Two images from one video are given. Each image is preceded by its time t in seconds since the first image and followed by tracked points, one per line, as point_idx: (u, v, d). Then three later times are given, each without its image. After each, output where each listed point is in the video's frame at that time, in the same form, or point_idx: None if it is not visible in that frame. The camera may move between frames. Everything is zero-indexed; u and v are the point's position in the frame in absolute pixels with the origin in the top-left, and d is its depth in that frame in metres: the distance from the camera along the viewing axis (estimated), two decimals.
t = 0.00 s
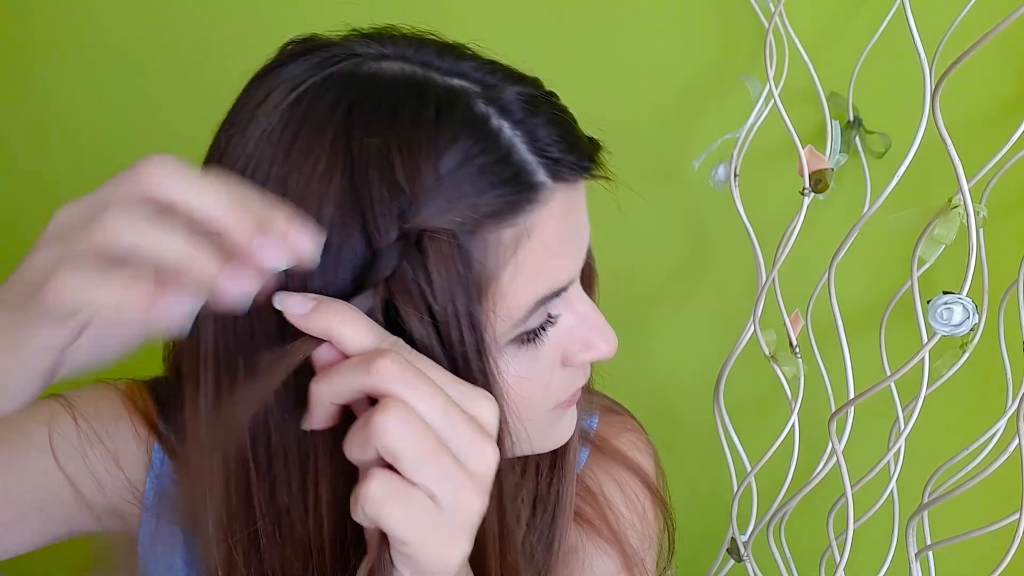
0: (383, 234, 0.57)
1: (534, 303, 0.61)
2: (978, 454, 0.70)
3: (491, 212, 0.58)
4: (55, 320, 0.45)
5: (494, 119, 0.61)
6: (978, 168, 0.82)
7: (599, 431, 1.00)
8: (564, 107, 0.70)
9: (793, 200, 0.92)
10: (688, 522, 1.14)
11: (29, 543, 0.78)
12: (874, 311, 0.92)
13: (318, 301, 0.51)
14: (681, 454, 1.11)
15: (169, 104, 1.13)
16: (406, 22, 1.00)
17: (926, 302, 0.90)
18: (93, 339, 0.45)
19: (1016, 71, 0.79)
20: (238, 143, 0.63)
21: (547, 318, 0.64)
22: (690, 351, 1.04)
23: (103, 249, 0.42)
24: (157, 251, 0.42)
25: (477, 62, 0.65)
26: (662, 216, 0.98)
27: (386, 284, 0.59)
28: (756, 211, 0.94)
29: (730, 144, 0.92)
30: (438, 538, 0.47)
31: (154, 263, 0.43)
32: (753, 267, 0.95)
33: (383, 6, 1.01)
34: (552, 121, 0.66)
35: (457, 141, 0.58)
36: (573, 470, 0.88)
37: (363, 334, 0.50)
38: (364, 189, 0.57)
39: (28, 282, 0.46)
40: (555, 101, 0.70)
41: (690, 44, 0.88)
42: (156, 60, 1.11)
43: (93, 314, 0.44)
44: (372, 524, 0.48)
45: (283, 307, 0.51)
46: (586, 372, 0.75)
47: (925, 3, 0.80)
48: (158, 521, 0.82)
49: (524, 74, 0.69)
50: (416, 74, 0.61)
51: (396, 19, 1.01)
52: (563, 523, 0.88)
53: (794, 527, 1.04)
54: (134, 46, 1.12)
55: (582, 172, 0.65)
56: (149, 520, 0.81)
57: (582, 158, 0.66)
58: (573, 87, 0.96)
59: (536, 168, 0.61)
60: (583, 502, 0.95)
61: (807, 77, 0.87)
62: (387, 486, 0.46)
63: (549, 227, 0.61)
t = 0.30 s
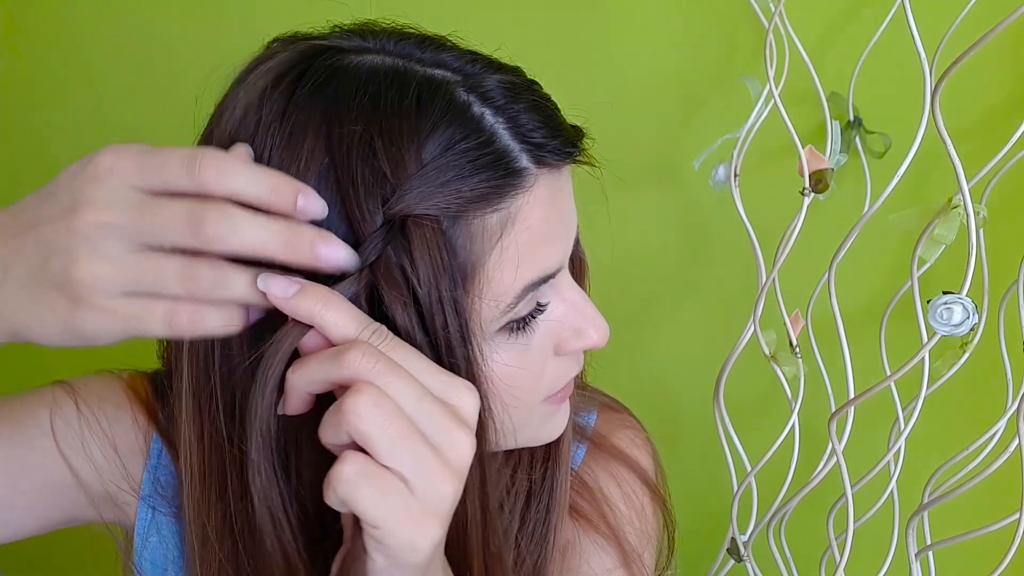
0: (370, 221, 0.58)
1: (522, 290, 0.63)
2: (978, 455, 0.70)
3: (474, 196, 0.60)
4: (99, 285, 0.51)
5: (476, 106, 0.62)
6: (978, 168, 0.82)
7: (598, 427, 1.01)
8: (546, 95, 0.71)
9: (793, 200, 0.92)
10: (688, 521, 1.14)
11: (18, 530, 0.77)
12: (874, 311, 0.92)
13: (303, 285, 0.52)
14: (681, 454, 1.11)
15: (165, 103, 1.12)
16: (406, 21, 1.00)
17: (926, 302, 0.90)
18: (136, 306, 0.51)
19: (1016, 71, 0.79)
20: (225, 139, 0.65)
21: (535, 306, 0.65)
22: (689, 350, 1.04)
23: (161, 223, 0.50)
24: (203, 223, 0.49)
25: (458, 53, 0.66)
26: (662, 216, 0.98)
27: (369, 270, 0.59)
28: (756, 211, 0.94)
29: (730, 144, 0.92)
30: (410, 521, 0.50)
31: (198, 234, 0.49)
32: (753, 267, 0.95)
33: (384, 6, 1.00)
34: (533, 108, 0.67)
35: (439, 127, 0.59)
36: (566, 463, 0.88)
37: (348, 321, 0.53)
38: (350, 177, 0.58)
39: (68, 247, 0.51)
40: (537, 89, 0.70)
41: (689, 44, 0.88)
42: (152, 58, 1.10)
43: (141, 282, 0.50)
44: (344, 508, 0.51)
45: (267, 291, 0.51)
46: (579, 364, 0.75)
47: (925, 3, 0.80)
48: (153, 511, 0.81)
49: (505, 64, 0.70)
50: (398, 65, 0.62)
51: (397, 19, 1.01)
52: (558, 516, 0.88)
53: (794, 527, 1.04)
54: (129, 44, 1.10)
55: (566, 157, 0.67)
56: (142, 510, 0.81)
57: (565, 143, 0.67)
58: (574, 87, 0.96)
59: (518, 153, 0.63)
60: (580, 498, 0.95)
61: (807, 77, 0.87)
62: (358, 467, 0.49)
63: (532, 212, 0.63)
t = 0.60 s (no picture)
0: (364, 215, 0.59)
1: (515, 286, 0.63)
2: (979, 455, 0.70)
3: (467, 190, 0.60)
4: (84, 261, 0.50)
5: (468, 102, 0.62)
6: (979, 168, 0.82)
7: (598, 425, 1.01)
8: (540, 89, 0.70)
9: (793, 200, 0.92)
10: (688, 521, 1.14)
11: (18, 527, 0.77)
12: (874, 311, 0.92)
13: (300, 279, 0.52)
14: (681, 453, 1.11)
15: (164, 102, 1.11)
16: (406, 21, 1.00)
17: (927, 301, 0.90)
18: (123, 283, 0.52)
19: (1016, 71, 0.79)
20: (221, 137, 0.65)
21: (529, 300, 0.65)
22: (689, 350, 1.04)
23: (157, 204, 0.50)
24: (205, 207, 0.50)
25: (450, 49, 0.66)
26: (662, 216, 0.98)
27: (363, 267, 0.60)
28: (756, 211, 0.94)
29: (730, 144, 0.92)
30: (403, 513, 0.50)
31: (197, 218, 0.50)
32: (753, 267, 0.95)
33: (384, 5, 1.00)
34: (527, 102, 0.67)
35: (430, 123, 0.59)
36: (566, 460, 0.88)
37: (344, 313, 0.53)
38: (343, 173, 0.58)
39: (51, 220, 0.50)
40: (531, 84, 0.70)
41: (689, 44, 0.89)
42: (152, 57, 1.10)
43: (128, 259, 0.51)
44: (338, 500, 0.51)
45: (264, 283, 0.52)
46: (576, 358, 0.74)
47: (925, 3, 0.80)
48: (152, 509, 0.81)
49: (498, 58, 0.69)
50: (390, 62, 0.62)
51: (397, 18, 1.01)
52: (557, 512, 0.88)
53: (794, 527, 1.04)
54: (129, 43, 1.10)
55: (559, 152, 0.67)
56: (142, 508, 0.81)
57: (559, 138, 0.67)
58: (574, 86, 0.96)
59: (511, 148, 0.63)
60: (581, 495, 0.96)
61: (807, 77, 0.87)
62: (350, 460, 0.49)
63: (524, 207, 0.63)
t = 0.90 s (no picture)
0: (358, 213, 0.59)
1: (506, 282, 0.63)
2: (979, 455, 0.70)
3: (456, 186, 0.60)
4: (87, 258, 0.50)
5: (458, 97, 0.62)
6: (978, 168, 0.82)
7: (598, 425, 1.01)
8: (532, 85, 0.70)
9: (793, 200, 0.92)
10: (687, 521, 1.14)
11: (18, 527, 0.77)
12: (874, 311, 0.92)
13: (301, 280, 0.53)
14: (681, 453, 1.11)
15: (164, 103, 1.11)
16: (406, 21, 1.00)
17: (927, 301, 0.90)
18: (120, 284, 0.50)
19: (1016, 71, 0.79)
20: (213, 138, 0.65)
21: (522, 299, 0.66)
22: (689, 350, 1.04)
23: (168, 204, 0.49)
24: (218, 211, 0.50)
25: (442, 46, 0.66)
26: (662, 216, 0.98)
27: (359, 266, 0.60)
28: (756, 211, 0.94)
29: (730, 144, 0.92)
30: (402, 516, 0.50)
31: (211, 216, 0.50)
32: (753, 267, 0.95)
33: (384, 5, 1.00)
34: (518, 98, 0.67)
35: (419, 119, 0.60)
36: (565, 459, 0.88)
37: (344, 316, 0.53)
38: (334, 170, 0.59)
39: (61, 215, 0.50)
40: (523, 80, 0.70)
41: (689, 44, 0.89)
42: (151, 57, 1.10)
43: (128, 259, 0.50)
44: (336, 503, 0.51)
45: (265, 284, 0.52)
46: (573, 357, 0.74)
47: (925, 3, 0.80)
48: (155, 509, 0.81)
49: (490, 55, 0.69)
50: (380, 59, 0.63)
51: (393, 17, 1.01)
52: (555, 511, 0.88)
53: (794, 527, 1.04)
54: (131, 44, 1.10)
55: (551, 147, 0.67)
56: (143, 510, 0.81)
57: (551, 133, 0.67)
58: (574, 87, 0.96)
59: (501, 143, 0.63)
60: (581, 495, 0.96)
61: (807, 77, 0.87)
62: (348, 462, 0.49)
63: (514, 203, 0.63)
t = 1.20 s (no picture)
0: (354, 211, 0.59)
1: (502, 280, 0.62)
2: (979, 455, 0.70)
3: (453, 183, 0.60)
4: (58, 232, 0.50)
5: (455, 95, 0.62)
6: (978, 168, 0.82)
7: (598, 426, 1.01)
8: (529, 84, 0.71)
9: (793, 200, 0.92)
10: (688, 521, 1.14)
11: (20, 528, 0.77)
12: (874, 311, 0.92)
13: (299, 278, 0.52)
14: (681, 453, 1.11)
15: (165, 103, 1.11)
16: (406, 20, 1.00)
17: (927, 301, 0.90)
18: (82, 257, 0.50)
19: (1016, 71, 0.79)
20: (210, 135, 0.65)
21: (520, 297, 0.65)
22: (689, 350, 1.04)
23: (136, 179, 0.49)
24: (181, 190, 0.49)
25: (439, 44, 0.66)
26: (662, 216, 0.98)
27: (356, 263, 0.60)
28: (756, 211, 0.94)
29: (730, 144, 0.92)
30: (399, 511, 0.50)
31: (172, 190, 0.49)
32: (753, 267, 0.95)
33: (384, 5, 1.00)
34: (515, 96, 0.67)
35: (416, 116, 0.60)
36: (563, 459, 0.88)
37: (342, 315, 0.53)
38: (331, 167, 0.58)
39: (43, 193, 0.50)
40: (520, 78, 0.70)
41: (688, 44, 0.89)
42: (152, 57, 1.10)
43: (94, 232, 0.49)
44: (334, 497, 0.51)
45: (263, 281, 0.52)
46: (571, 356, 0.74)
47: (925, 3, 0.80)
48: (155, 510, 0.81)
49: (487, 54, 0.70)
50: (377, 58, 0.63)
51: (392, 16, 1.01)
52: (552, 511, 0.88)
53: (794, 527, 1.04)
54: (131, 44, 1.10)
55: (548, 145, 0.67)
56: (144, 511, 0.81)
57: (548, 131, 0.67)
58: (574, 87, 0.96)
59: (498, 141, 0.63)
60: (580, 496, 0.96)
61: (807, 77, 0.87)
62: (345, 457, 0.49)
63: (511, 201, 0.63)
